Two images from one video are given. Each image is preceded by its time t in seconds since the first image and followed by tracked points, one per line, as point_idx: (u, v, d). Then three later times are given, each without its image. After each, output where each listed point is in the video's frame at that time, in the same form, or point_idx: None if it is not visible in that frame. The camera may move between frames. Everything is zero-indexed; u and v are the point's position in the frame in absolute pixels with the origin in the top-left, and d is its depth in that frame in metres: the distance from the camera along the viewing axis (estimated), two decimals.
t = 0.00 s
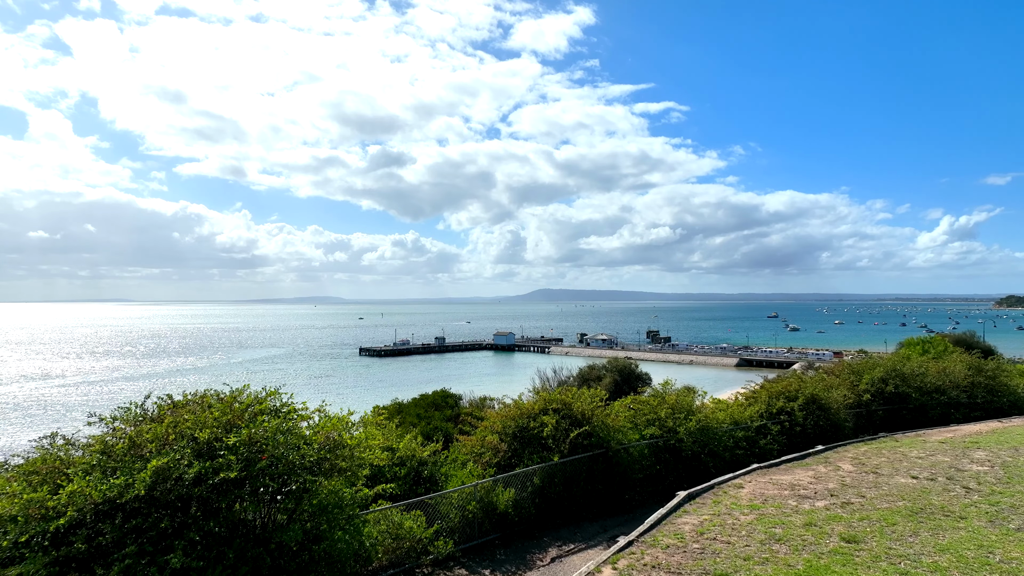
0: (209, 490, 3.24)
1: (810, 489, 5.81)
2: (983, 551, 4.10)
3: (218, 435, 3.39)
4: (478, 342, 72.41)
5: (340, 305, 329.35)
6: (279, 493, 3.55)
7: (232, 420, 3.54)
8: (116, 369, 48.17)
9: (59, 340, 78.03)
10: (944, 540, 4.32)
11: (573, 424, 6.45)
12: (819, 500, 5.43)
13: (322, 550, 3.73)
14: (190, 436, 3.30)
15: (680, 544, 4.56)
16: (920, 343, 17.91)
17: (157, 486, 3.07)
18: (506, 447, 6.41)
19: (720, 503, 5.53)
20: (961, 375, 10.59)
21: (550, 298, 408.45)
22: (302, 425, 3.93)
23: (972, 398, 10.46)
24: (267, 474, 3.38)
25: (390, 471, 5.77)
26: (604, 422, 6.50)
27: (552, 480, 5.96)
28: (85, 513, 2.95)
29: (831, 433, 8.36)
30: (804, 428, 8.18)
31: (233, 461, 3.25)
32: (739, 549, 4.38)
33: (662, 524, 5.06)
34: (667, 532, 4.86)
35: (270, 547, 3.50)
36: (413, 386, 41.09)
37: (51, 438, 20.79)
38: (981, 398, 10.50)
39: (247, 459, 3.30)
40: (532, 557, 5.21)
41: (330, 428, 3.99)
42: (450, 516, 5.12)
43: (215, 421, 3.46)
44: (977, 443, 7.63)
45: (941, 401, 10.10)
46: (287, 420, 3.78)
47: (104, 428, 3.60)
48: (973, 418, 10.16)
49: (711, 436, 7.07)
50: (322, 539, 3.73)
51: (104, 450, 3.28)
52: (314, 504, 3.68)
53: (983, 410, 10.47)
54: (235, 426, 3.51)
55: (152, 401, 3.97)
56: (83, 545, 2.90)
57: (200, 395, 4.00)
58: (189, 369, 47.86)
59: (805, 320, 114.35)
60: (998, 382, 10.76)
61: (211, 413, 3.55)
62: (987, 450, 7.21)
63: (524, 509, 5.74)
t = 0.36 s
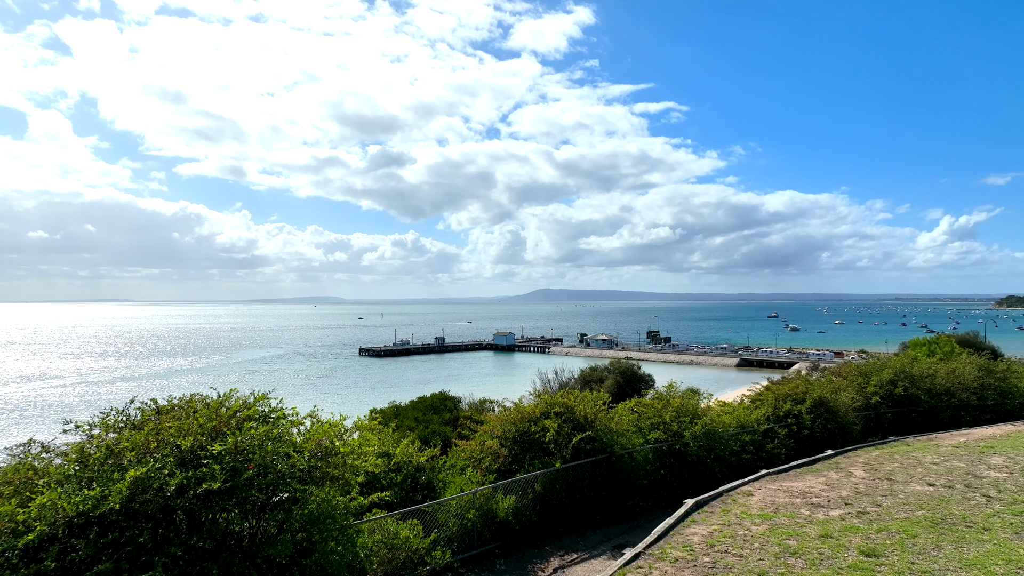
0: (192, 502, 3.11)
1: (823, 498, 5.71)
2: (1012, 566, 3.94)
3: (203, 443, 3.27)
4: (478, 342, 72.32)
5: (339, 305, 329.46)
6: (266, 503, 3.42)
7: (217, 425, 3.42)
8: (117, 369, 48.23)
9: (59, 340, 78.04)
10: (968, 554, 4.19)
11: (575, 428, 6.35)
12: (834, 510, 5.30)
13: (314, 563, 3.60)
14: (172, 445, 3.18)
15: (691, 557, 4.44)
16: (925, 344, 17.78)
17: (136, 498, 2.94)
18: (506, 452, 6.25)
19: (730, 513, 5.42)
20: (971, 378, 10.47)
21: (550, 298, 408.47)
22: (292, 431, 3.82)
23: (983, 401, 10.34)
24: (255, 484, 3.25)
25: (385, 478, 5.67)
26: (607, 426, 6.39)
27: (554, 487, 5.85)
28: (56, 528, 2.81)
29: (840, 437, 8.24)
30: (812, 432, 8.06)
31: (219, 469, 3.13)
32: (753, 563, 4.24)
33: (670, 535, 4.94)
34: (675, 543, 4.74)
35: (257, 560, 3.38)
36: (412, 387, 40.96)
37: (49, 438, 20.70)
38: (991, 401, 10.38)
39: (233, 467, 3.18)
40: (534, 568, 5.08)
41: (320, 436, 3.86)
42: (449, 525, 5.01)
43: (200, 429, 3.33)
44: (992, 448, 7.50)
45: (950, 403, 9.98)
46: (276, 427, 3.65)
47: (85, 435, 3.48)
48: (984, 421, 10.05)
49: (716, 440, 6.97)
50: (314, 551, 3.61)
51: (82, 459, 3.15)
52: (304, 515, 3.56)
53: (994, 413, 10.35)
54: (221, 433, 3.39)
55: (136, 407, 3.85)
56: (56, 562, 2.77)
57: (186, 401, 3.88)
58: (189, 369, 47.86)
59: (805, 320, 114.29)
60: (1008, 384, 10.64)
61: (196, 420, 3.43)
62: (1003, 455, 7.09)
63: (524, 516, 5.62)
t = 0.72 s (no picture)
0: (172, 513, 2.99)
1: (836, 506, 5.59)
2: None
3: (185, 451, 3.16)
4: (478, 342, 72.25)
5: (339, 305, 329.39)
6: (252, 514, 3.30)
7: (200, 432, 3.31)
8: (117, 369, 48.19)
9: (57, 340, 77.96)
10: (995, 568, 4.06)
11: (577, 432, 6.24)
12: (849, 519, 5.18)
13: None
14: (152, 453, 3.07)
15: (702, 570, 4.32)
16: (931, 344, 17.68)
17: (111, 510, 2.81)
18: (506, 457, 6.13)
19: (740, 522, 5.30)
20: (981, 379, 10.37)
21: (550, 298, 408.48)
22: (279, 437, 3.72)
23: (993, 403, 10.23)
24: (241, 493, 3.13)
25: (381, 485, 5.56)
26: (609, 431, 6.29)
27: (555, 493, 5.73)
28: (27, 542, 2.69)
29: (849, 440, 8.13)
30: (820, 435, 7.95)
31: (201, 479, 3.02)
32: None
33: (677, 546, 4.83)
34: (683, 555, 4.63)
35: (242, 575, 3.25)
36: (412, 386, 40.85)
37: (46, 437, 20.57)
38: (1002, 403, 10.27)
39: (216, 477, 3.08)
40: None
41: (310, 443, 3.75)
42: (446, 533, 4.89)
43: (182, 436, 3.23)
44: (1007, 453, 7.39)
45: (960, 405, 9.88)
46: (263, 433, 3.54)
47: (61, 443, 3.37)
48: (995, 423, 9.93)
49: (722, 444, 6.87)
50: (302, 565, 3.46)
51: (57, 468, 3.04)
52: (293, 526, 3.43)
53: (1005, 415, 10.25)
54: (204, 442, 3.28)
55: (118, 414, 3.74)
56: None
57: (170, 407, 3.77)
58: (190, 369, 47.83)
59: (805, 320, 114.30)
60: (1019, 387, 10.53)
61: (177, 428, 3.33)
62: (1020, 460, 6.97)
63: (525, 524, 5.50)
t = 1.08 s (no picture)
0: (148, 529, 2.86)
1: (851, 515, 5.47)
2: None
3: (164, 461, 3.05)
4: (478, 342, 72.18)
5: (339, 305, 329.42)
6: (237, 527, 3.17)
7: (180, 441, 3.19)
8: (117, 369, 48.15)
9: (57, 340, 77.89)
10: None
11: (580, 437, 6.11)
12: (866, 531, 5.05)
13: None
14: (129, 465, 2.95)
15: None
16: (937, 345, 17.55)
17: (82, 526, 2.68)
18: (506, 463, 6.00)
19: (750, 533, 5.17)
20: (992, 382, 10.28)
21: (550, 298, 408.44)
22: (265, 446, 3.59)
23: (1003, 405, 10.15)
24: (223, 506, 2.99)
25: (376, 493, 5.44)
26: (612, 435, 6.17)
27: (558, 501, 5.60)
28: None
29: (857, 444, 8.03)
30: (829, 438, 7.85)
31: (181, 493, 2.90)
32: None
33: (686, 560, 4.70)
34: (693, 569, 4.51)
35: None
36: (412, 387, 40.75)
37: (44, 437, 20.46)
38: (1012, 405, 10.20)
39: (197, 490, 2.95)
40: None
41: (297, 452, 3.62)
42: (444, 544, 4.77)
43: (161, 445, 3.11)
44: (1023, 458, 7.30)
45: (970, 408, 9.78)
46: (248, 441, 3.42)
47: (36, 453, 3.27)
48: (1005, 426, 9.85)
49: (728, 448, 6.76)
50: None
51: (28, 479, 2.92)
52: (281, 539, 3.29)
53: (1016, 418, 10.16)
54: (185, 452, 3.16)
55: (96, 423, 3.64)
56: None
57: (151, 415, 3.67)
58: (190, 369, 47.79)
59: (806, 320, 114.27)
60: None
61: (156, 436, 3.20)
62: None
63: (526, 533, 5.37)
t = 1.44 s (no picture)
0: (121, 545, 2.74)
1: (867, 526, 5.35)
2: None
3: (139, 472, 2.95)
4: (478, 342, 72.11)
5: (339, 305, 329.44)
6: (218, 541, 3.04)
7: (158, 450, 3.10)
8: (116, 369, 48.11)
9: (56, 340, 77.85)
10: None
11: (583, 442, 5.99)
12: (885, 543, 4.91)
13: None
14: (100, 477, 2.85)
15: None
16: (944, 346, 17.45)
17: (47, 544, 2.56)
18: (506, 469, 5.89)
19: (762, 544, 5.05)
20: (1003, 384, 10.17)
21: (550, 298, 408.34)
22: (250, 454, 3.51)
23: (1014, 408, 10.04)
24: (202, 521, 2.86)
25: (368, 501, 5.34)
26: (615, 440, 6.05)
27: (559, 508, 5.48)
28: None
29: (867, 447, 7.91)
30: (837, 442, 7.73)
31: (157, 507, 2.78)
32: None
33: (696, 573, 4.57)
34: None
35: None
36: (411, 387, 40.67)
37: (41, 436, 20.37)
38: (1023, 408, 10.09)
39: (175, 503, 2.84)
40: None
41: (284, 461, 3.53)
42: (440, 555, 4.64)
43: (137, 455, 3.01)
44: None
45: (981, 411, 9.68)
46: (230, 450, 3.32)
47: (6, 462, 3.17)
48: (1016, 429, 9.75)
49: (735, 453, 6.64)
50: None
51: None
52: (267, 553, 3.16)
53: None
54: (163, 463, 3.06)
55: (71, 432, 3.55)
56: None
57: (130, 422, 3.58)
58: (189, 369, 47.70)
59: (806, 321, 114.24)
60: None
61: (132, 445, 3.10)
62: None
63: (526, 542, 5.25)
